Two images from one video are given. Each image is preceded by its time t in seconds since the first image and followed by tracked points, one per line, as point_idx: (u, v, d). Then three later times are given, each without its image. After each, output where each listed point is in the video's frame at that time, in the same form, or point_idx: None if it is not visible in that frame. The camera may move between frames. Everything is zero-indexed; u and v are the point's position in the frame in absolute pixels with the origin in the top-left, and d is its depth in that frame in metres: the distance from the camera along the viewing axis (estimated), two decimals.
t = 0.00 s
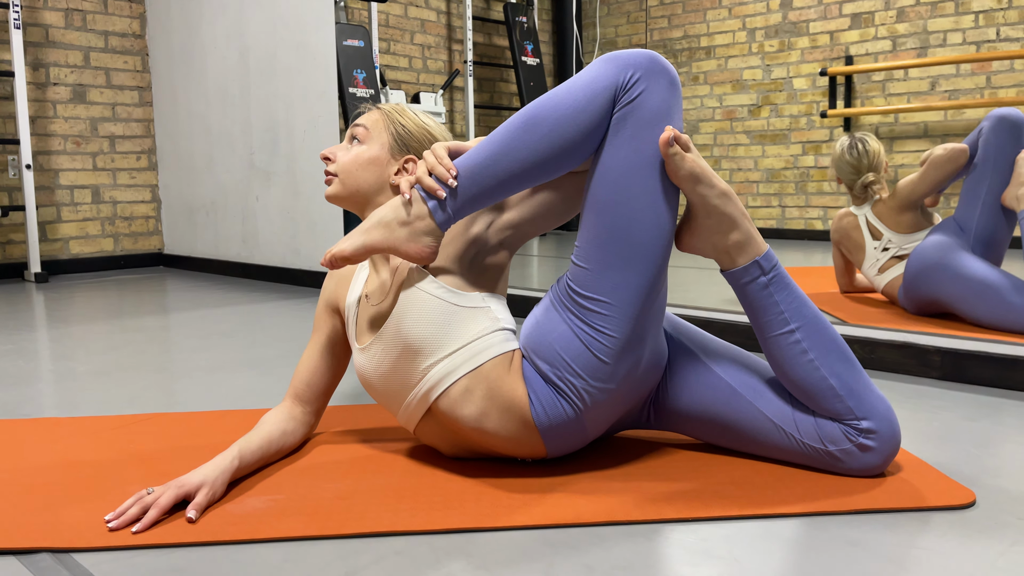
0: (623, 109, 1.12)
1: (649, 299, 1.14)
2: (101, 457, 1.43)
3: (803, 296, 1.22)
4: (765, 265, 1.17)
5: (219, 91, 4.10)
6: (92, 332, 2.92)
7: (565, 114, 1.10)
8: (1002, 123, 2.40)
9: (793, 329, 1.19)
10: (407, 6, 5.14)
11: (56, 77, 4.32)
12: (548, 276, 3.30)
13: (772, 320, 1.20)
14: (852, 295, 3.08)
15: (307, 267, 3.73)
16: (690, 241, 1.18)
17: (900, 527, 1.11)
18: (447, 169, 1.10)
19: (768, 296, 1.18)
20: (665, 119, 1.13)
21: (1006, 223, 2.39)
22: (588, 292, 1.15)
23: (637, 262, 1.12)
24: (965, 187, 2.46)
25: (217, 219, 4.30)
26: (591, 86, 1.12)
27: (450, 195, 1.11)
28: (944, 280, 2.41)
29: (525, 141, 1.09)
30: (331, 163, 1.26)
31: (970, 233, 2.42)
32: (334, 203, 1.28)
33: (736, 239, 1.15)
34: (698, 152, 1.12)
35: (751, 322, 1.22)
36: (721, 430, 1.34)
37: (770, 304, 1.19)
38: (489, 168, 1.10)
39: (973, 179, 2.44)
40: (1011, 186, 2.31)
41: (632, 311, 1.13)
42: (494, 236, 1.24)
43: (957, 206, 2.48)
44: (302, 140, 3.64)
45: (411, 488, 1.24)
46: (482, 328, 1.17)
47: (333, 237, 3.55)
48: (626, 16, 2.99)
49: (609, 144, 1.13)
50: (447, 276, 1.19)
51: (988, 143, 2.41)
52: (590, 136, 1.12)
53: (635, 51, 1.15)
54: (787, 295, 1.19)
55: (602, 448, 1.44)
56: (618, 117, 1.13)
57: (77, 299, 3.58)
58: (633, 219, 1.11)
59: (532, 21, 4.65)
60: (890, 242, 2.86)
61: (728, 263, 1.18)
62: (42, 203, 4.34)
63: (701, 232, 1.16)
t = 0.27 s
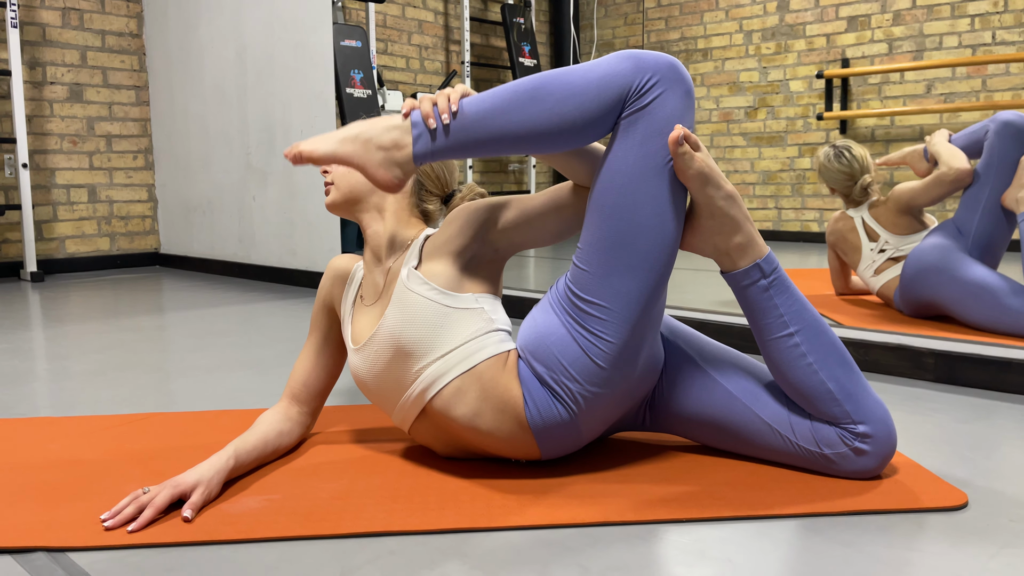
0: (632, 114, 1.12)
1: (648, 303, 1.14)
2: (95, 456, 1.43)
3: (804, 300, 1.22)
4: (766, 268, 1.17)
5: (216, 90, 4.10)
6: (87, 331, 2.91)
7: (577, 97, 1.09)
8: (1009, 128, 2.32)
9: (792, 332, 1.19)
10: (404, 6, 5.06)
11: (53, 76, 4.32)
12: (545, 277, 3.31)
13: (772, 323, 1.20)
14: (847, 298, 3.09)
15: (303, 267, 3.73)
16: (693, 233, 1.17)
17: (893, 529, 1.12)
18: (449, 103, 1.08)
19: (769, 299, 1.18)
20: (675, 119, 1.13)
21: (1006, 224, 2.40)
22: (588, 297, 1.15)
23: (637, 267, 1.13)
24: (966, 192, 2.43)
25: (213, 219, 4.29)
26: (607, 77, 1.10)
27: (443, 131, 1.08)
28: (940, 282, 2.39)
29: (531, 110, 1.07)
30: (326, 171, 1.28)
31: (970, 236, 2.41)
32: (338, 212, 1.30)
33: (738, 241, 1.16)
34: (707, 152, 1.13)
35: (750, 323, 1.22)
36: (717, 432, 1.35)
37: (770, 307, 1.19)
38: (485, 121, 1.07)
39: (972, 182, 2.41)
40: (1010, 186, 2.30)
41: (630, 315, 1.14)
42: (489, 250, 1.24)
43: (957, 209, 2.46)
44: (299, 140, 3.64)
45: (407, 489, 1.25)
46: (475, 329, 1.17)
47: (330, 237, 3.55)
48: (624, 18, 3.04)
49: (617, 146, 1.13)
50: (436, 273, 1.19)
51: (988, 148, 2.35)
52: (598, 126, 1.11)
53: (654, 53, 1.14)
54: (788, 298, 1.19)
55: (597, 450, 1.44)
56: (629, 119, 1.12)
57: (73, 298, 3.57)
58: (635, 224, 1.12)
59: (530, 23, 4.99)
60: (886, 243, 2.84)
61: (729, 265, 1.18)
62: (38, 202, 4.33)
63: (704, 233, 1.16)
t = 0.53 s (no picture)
0: (630, 125, 1.14)
1: (645, 316, 1.15)
2: (94, 459, 1.43)
3: (800, 311, 1.24)
4: (762, 279, 1.18)
5: (213, 92, 4.10)
6: (84, 332, 2.91)
7: (579, 88, 1.13)
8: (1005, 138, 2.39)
9: (787, 342, 1.21)
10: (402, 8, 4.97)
11: (50, 77, 4.31)
12: (541, 281, 3.33)
13: (768, 334, 1.21)
14: (841, 303, 3.11)
15: (300, 269, 3.73)
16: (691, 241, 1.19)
17: (884, 535, 1.13)
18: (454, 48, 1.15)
19: (765, 309, 1.20)
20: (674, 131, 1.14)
21: (1002, 233, 2.41)
22: (584, 310, 1.16)
23: (634, 281, 1.14)
24: (963, 200, 2.46)
25: (210, 220, 4.29)
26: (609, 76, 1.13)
27: (439, 70, 1.15)
28: (932, 289, 2.41)
29: (530, 81, 1.13)
30: (326, 181, 1.28)
31: (965, 244, 2.43)
32: (337, 221, 1.30)
33: (736, 253, 1.17)
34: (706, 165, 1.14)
35: (746, 333, 1.23)
36: (713, 440, 1.36)
37: (766, 318, 1.20)
38: (479, 78, 1.14)
39: (971, 193, 2.45)
40: (1005, 196, 2.33)
41: (626, 329, 1.15)
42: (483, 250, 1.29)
43: (953, 217, 2.49)
44: (296, 142, 3.65)
45: (404, 494, 1.26)
46: (472, 341, 1.19)
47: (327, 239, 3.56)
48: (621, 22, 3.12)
49: (614, 160, 1.15)
50: (430, 282, 1.19)
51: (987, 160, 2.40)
52: (593, 123, 1.14)
53: (659, 66, 1.16)
54: (783, 309, 1.20)
55: (592, 456, 1.45)
56: (626, 131, 1.14)
57: (69, 299, 3.57)
58: (631, 238, 1.13)
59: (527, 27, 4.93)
60: (882, 248, 2.84)
61: (725, 276, 1.20)
62: (34, 202, 4.33)
63: (702, 243, 1.18)
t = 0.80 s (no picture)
0: (627, 142, 1.19)
1: (641, 329, 1.18)
2: (98, 463, 1.45)
3: (790, 324, 1.27)
4: (752, 293, 1.21)
5: (212, 95, 4.11)
6: (81, 336, 2.92)
7: (589, 90, 1.18)
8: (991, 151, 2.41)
9: (778, 355, 1.24)
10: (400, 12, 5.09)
11: (49, 79, 4.32)
12: (536, 286, 3.36)
13: (759, 346, 1.24)
14: (834, 310, 3.15)
15: (297, 272, 3.75)
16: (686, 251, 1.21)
17: (874, 542, 1.16)
18: (498, 15, 1.23)
19: (756, 323, 1.23)
20: (672, 144, 1.18)
21: (991, 246, 2.43)
22: (581, 320, 1.19)
23: (631, 293, 1.16)
24: (952, 212, 2.48)
25: (207, 223, 4.30)
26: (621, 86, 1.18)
27: (478, 29, 1.23)
28: (924, 298, 2.45)
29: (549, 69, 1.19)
30: (350, 184, 1.28)
31: (956, 256, 2.46)
32: (352, 227, 1.30)
33: (726, 268, 1.20)
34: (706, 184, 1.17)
35: (738, 347, 1.26)
36: (708, 449, 1.39)
37: (757, 331, 1.23)
38: (505, 51, 1.21)
39: (957, 207, 2.46)
40: (992, 207, 2.35)
41: (621, 342, 1.17)
42: (485, 258, 1.28)
43: (944, 228, 2.51)
44: (294, 146, 3.67)
45: (404, 501, 1.28)
46: (472, 353, 1.21)
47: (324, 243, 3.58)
48: (616, 28, 3.32)
49: (617, 171, 1.19)
50: (433, 293, 1.21)
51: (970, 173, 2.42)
52: (598, 123, 1.19)
53: (670, 90, 1.19)
54: (773, 323, 1.24)
55: (589, 464, 1.48)
56: (626, 149, 1.19)
57: (66, 301, 3.58)
58: (629, 249, 1.16)
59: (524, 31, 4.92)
60: (875, 256, 2.88)
61: (716, 291, 1.22)
62: (31, 203, 4.33)
63: (694, 257, 1.21)
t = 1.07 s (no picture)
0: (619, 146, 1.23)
1: (634, 325, 1.21)
2: (99, 461, 1.48)
3: (772, 322, 1.31)
4: (736, 291, 1.25)
5: (209, 97, 4.14)
6: (78, 335, 2.94)
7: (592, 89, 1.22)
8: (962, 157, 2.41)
9: (762, 351, 1.28)
10: (395, 15, 5.16)
11: (46, 79, 4.34)
12: (530, 288, 3.40)
13: (743, 343, 1.28)
14: (823, 314, 3.19)
15: (293, 273, 3.78)
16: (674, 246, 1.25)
17: (856, 540, 1.20)
18: (519, 7, 1.30)
19: (740, 320, 1.26)
20: (663, 140, 1.22)
21: (970, 253, 2.44)
22: (578, 314, 1.22)
23: (626, 288, 1.20)
24: (929, 220, 2.51)
25: (203, 224, 4.32)
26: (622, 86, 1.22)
27: (500, 18, 1.31)
28: (910, 304, 2.49)
29: (557, 67, 1.24)
30: (369, 188, 1.29)
31: (936, 263, 2.50)
32: (365, 230, 1.30)
33: (712, 266, 1.24)
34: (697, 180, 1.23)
35: (723, 344, 1.30)
36: (696, 446, 1.42)
37: (742, 328, 1.27)
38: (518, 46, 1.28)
39: (933, 214, 2.49)
40: (966, 214, 2.37)
41: (618, 336, 1.21)
42: (483, 258, 1.30)
43: (923, 236, 2.55)
44: (291, 148, 3.69)
45: (401, 497, 1.31)
46: (473, 352, 1.24)
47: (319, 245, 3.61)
48: (610, 32, 3.42)
49: (612, 171, 1.23)
50: (434, 294, 1.25)
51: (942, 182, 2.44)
52: (594, 123, 1.24)
53: (663, 99, 1.23)
54: (756, 320, 1.27)
55: (581, 463, 1.51)
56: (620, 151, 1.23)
57: (62, 301, 3.59)
58: (624, 245, 1.20)
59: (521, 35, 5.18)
60: (863, 261, 2.93)
61: (703, 289, 1.27)
62: (28, 203, 4.34)
63: (679, 254, 1.24)
